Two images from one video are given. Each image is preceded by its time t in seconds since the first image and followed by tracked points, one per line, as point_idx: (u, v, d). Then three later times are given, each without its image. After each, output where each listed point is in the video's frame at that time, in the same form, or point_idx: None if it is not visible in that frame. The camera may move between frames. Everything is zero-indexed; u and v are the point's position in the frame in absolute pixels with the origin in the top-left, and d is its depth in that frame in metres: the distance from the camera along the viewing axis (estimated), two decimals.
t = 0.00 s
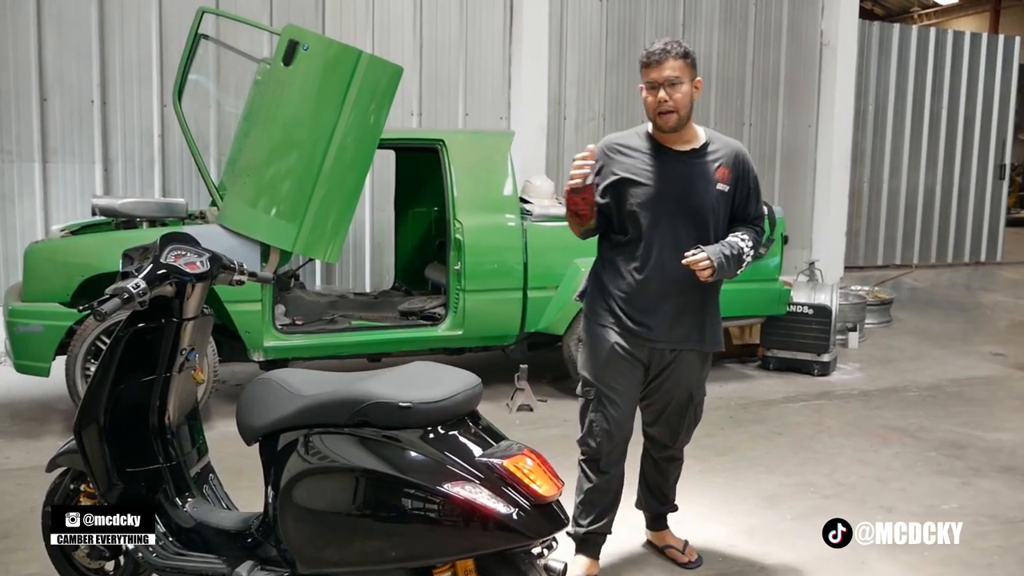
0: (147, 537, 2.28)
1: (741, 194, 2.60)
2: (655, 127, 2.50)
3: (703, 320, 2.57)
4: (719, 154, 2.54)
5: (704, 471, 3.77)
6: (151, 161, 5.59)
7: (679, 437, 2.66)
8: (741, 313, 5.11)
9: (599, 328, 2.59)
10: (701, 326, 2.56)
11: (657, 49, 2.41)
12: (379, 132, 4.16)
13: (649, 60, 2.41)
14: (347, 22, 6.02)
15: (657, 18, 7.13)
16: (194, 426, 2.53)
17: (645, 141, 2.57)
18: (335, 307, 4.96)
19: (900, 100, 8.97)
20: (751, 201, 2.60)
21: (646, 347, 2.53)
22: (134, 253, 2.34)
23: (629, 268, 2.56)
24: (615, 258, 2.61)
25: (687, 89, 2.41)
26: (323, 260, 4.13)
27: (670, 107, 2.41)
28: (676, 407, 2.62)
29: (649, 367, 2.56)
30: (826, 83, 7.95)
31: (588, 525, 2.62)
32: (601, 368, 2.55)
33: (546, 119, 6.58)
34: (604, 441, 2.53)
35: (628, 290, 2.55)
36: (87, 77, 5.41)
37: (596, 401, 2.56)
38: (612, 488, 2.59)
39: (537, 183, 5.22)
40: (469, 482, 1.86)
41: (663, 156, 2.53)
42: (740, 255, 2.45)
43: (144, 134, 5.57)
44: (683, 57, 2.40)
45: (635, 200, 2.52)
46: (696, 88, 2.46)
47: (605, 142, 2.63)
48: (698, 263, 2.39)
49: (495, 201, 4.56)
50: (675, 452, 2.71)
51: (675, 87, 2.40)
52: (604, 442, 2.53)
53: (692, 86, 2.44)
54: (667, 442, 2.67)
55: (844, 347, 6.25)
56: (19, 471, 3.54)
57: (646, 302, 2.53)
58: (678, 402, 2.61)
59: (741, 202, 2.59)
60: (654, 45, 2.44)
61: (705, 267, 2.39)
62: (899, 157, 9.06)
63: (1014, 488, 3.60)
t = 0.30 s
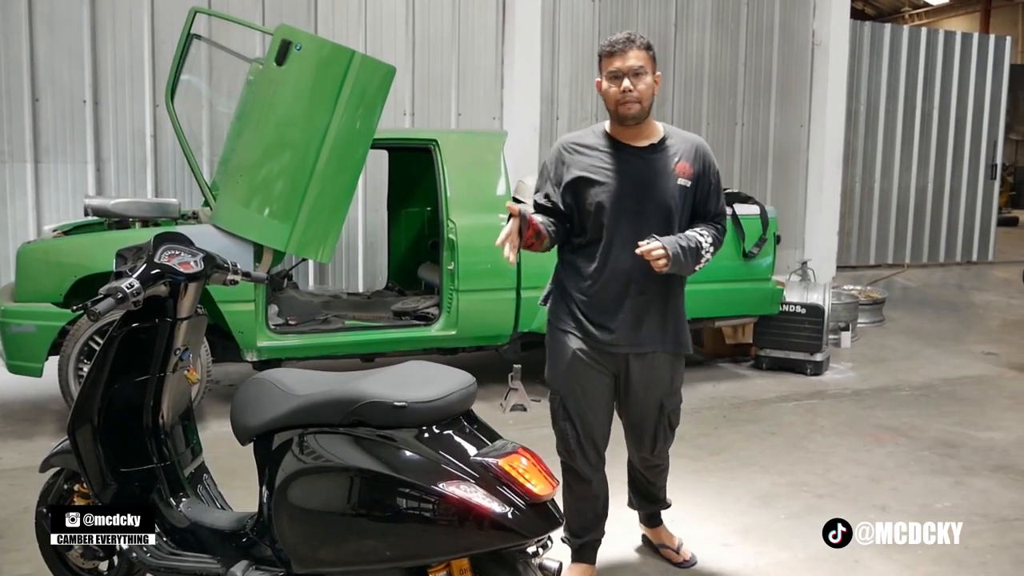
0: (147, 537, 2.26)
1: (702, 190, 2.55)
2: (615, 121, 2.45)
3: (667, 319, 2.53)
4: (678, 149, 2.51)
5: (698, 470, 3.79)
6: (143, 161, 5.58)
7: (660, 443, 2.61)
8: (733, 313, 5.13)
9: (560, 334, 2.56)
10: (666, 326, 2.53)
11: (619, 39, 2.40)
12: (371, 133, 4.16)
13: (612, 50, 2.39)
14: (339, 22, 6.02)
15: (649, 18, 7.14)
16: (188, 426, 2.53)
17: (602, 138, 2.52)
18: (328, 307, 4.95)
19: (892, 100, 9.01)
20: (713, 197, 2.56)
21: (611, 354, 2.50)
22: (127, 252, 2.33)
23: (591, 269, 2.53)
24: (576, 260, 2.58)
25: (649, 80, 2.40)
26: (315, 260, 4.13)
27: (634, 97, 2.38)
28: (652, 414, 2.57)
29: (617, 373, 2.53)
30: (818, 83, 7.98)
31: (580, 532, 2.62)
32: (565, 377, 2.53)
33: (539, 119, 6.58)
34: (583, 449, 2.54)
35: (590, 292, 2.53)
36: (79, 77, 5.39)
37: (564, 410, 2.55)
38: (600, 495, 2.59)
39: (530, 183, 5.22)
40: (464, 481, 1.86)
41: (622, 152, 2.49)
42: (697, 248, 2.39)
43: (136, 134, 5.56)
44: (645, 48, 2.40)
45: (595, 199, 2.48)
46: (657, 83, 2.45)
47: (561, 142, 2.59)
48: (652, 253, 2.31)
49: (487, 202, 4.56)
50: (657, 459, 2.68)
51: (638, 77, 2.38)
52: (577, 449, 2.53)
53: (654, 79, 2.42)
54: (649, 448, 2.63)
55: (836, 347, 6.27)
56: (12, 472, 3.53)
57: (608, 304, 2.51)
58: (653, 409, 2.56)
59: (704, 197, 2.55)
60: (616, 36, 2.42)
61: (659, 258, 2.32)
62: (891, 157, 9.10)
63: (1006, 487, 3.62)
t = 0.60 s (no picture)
0: (147, 537, 2.25)
1: (680, 184, 2.49)
2: (589, 120, 2.40)
3: (650, 320, 2.48)
4: (654, 144, 2.46)
5: (697, 469, 3.78)
6: (142, 161, 5.58)
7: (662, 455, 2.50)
8: (732, 313, 5.13)
9: (541, 338, 2.54)
10: (650, 327, 2.47)
11: (590, 35, 2.32)
12: (369, 133, 4.16)
13: (583, 47, 2.32)
14: (338, 21, 6.01)
15: (648, 18, 7.13)
16: (186, 425, 2.52)
17: (575, 136, 2.48)
18: (327, 307, 4.95)
19: (890, 100, 9.02)
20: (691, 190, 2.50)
21: (595, 358, 2.46)
22: (125, 251, 2.33)
23: (568, 271, 2.50)
24: (553, 263, 2.54)
25: (623, 78, 2.33)
26: (314, 259, 4.12)
27: (609, 97, 2.32)
28: (648, 420, 2.48)
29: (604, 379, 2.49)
30: (816, 83, 7.99)
31: (577, 533, 2.62)
32: (549, 380, 2.51)
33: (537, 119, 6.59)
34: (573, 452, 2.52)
35: (568, 295, 2.49)
36: (77, 77, 5.39)
37: (551, 416, 2.53)
38: (596, 494, 2.56)
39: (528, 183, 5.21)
40: (464, 480, 1.86)
41: (596, 150, 2.45)
42: (671, 225, 2.31)
43: (135, 133, 5.55)
44: (617, 45, 2.33)
45: (571, 200, 2.44)
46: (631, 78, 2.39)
47: (535, 141, 2.54)
48: (620, 220, 2.24)
49: (486, 202, 4.56)
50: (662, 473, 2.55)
51: (612, 76, 2.32)
52: (566, 451, 2.52)
53: (628, 75, 2.36)
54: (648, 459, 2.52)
55: (835, 346, 6.27)
56: (10, 472, 3.53)
57: (587, 308, 2.47)
58: (649, 416, 2.48)
59: (683, 190, 2.49)
60: (587, 32, 2.35)
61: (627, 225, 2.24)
62: (889, 157, 9.11)
63: (1005, 486, 3.62)
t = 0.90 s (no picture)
0: (147, 537, 2.26)
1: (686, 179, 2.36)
2: (593, 121, 2.35)
3: (646, 324, 2.38)
4: (655, 143, 2.39)
5: (696, 469, 3.79)
6: (141, 161, 5.58)
7: (650, 471, 2.36)
8: (730, 312, 5.13)
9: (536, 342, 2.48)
10: (645, 332, 2.37)
11: (601, 34, 2.25)
12: (368, 132, 4.16)
13: (593, 47, 2.25)
14: (337, 21, 6.02)
15: (647, 18, 7.13)
16: (185, 425, 2.53)
17: (580, 135, 2.44)
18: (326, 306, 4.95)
19: (889, 100, 9.02)
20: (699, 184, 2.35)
21: (585, 363, 2.39)
22: (124, 251, 2.33)
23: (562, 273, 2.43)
24: (549, 264, 2.48)
25: (632, 80, 2.28)
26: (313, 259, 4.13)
27: (616, 101, 2.28)
28: (635, 431, 2.36)
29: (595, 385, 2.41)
30: (815, 82, 7.99)
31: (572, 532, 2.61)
32: (544, 388, 2.46)
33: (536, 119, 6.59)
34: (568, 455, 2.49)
35: (562, 297, 2.42)
36: (76, 77, 5.38)
37: (544, 421, 2.49)
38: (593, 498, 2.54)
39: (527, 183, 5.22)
40: (462, 480, 1.86)
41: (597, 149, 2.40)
42: (661, 184, 2.17)
43: (134, 133, 5.55)
44: (629, 46, 2.27)
45: (567, 199, 2.39)
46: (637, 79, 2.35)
47: (536, 140, 2.51)
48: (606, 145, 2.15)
49: (485, 201, 4.56)
50: (652, 492, 2.39)
51: (621, 79, 2.26)
52: (560, 455, 2.50)
53: (637, 76, 2.30)
54: (640, 476, 2.38)
55: (834, 346, 6.28)
56: (9, 472, 3.53)
57: (581, 311, 2.40)
58: (636, 426, 2.36)
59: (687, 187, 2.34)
60: (597, 30, 2.28)
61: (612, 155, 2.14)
62: (888, 156, 9.12)
63: (1003, 486, 3.62)
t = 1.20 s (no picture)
0: (146, 537, 2.25)
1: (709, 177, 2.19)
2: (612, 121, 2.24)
3: (663, 331, 2.23)
4: (682, 140, 2.25)
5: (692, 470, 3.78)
6: (136, 161, 5.57)
7: (659, 487, 2.24)
8: (726, 313, 5.14)
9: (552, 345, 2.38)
10: (662, 340, 2.23)
11: (618, 34, 2.12)
12: (364, 132, 4.15)
13: (609, 49, 2.12)
14: (333, 22, 6.01)
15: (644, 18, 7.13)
16: (180, 426, 2.52)
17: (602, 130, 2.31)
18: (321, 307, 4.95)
19: (885, 100, 9.03)
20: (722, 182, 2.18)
21: (599, 369, 2.27)
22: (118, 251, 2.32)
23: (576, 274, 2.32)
24: (566, 264, 2.36)
25: (652, 81, 2.15)
26: (309, 259, 4.12)
27: (632, 103, 2.17)
28: (648, 444, 2.24)
29: (610, 393, 2.29)
30: (811, 82, 8.00)
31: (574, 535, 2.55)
32: (557, 393, 2.36)
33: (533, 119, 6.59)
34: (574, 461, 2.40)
35: (576, 300, 2.31)
36: (72, 77, 5.37)
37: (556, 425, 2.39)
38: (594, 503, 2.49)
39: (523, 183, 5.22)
40: (456, 480, 1.86)
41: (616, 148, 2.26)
42: (670, 164, 2.05)
43: (129, 134, 5.55)
44: (646, 47, 2.11)
45: (582, 198, 2.27)
46: (663, 76, 2.19)
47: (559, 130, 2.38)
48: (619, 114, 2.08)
49: (481, 201, 4.55)
50: (659, 508, 2.27)
51: (639, 80, 2.14)
52: (569, 461, 2.40)
53: (659, 75, 2.17)
54: (649, 491, 2.26)
55: (830, 346, 6.28)
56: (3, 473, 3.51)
57: (594, 314, 2.27)
58: (649, 440, 2.24)
59: (706, 183, 2.18)
60: (614, 29, 2.14)
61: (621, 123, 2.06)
62: (884, 157, 9.13)
63: (998, 485, 3.63)
